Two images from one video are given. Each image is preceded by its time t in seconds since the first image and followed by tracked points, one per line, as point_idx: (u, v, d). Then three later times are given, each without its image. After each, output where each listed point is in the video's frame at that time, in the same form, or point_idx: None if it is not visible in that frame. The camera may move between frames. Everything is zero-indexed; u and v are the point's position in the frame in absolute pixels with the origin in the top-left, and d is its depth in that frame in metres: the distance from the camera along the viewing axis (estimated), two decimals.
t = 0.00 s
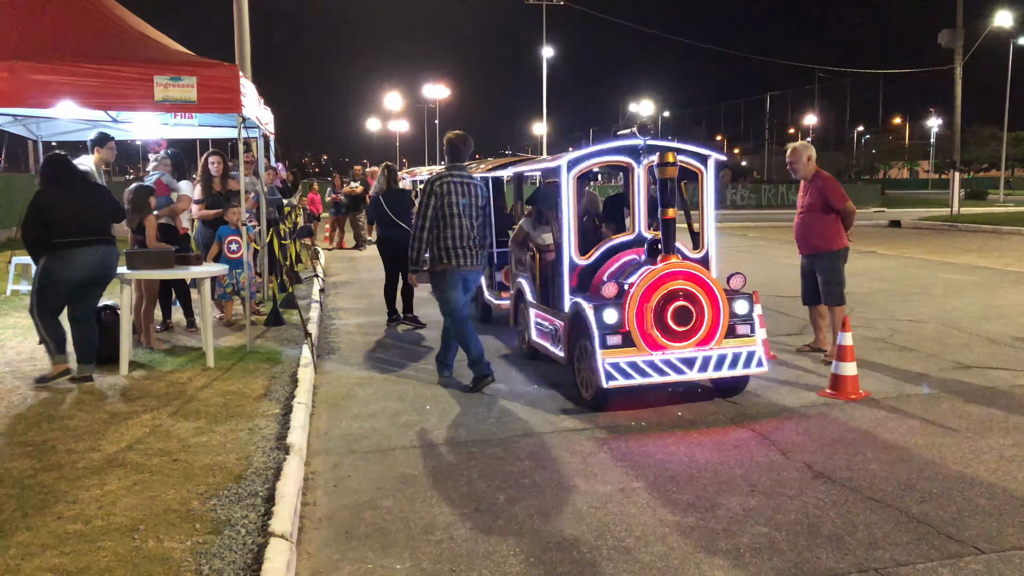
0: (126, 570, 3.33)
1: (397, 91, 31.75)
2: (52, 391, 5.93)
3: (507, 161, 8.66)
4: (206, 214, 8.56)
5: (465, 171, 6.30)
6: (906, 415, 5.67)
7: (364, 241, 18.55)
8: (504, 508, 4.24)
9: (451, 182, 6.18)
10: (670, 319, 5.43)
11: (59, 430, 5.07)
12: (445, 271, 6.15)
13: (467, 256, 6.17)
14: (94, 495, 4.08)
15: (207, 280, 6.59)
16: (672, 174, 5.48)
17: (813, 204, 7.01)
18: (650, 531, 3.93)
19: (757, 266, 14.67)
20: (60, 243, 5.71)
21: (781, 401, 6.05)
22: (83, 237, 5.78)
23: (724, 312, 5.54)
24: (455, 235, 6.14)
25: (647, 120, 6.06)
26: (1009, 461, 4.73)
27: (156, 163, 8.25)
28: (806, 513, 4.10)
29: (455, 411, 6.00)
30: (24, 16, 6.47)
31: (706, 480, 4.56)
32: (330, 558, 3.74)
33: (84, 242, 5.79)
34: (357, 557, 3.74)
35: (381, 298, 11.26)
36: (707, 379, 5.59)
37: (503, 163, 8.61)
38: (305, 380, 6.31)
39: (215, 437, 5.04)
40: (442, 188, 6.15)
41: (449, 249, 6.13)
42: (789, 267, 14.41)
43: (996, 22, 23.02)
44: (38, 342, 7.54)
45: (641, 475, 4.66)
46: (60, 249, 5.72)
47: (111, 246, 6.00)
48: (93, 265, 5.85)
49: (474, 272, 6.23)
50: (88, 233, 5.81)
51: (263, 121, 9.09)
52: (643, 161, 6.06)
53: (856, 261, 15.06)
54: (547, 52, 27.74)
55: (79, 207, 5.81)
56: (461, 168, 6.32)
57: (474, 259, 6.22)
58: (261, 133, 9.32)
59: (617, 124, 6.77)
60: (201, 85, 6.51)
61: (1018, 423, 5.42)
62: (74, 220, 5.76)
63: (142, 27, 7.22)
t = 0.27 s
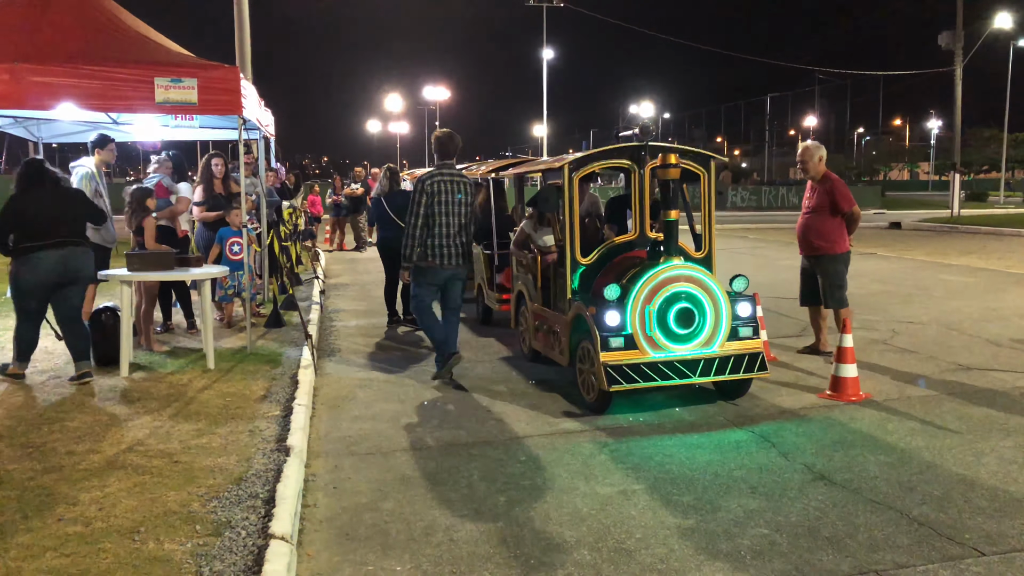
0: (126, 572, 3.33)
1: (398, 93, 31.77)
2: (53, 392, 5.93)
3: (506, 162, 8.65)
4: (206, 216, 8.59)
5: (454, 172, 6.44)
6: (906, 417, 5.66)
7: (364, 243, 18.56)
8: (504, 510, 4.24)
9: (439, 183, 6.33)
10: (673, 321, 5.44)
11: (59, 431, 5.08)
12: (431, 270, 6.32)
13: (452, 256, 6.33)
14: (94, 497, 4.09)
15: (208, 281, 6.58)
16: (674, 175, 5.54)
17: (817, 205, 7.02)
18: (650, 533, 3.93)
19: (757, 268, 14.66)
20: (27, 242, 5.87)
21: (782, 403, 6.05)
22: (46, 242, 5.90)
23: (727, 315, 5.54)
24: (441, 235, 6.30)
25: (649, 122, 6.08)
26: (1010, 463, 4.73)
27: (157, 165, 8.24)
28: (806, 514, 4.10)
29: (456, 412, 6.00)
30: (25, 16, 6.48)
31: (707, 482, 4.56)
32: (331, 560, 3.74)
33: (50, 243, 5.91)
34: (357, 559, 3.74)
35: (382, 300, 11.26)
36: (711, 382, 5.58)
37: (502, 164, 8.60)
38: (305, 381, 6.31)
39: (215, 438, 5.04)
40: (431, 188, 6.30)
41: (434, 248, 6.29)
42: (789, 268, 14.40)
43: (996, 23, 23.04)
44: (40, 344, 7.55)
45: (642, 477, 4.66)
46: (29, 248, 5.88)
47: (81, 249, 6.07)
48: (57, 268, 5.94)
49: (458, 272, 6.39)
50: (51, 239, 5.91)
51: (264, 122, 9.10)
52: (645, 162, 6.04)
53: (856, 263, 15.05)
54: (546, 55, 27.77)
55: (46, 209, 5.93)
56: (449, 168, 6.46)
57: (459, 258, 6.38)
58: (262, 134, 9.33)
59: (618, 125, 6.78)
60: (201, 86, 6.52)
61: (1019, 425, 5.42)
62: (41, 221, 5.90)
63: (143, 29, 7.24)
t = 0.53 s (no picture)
0: (128, 572, 3.33)
1: (399, 94, 31.80)
2: (55, 392, 5.95)
3: (509, 163, 8.64)
4: (208, 216, 8.62)
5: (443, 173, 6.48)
6: (908, 419, 5.66)
7: (365, 244, 18.57)
8: (505, 511, 4.24)
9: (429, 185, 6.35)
10: (677, 323, 5.43)
11: (61, 432, 5.08)
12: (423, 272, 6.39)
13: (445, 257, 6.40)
14: (96, 497, 4.09)
15: (210, 282, 6.59)
16: (679, 176, 5.48)
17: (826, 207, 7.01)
18: (652, 534, 3.94)
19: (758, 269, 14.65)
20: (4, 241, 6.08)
21: (784, 405, 6.04)
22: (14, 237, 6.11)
23: (732, 317, 5.53)
24: (432, 237, 6.35)
25: (653, 123, 6.07)
26: (1012, 465, 4.72)
27: (160, 166, 8.25)
28: (808, 516, 4.10)
29: (457, 413, 6.00)
30: (28, 18, 6.50)
31: (708, 483, 4.57)
32: (332, 561, 3.74)
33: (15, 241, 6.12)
34: (358, 560, 3.74)
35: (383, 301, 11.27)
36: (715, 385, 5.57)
37: (506, 165, 8.59)
38: (307, 382, 6.32)
39: (217, 438, 5.05)
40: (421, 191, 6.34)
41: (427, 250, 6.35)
42: (790, 270, 14.38)
43: (998, 25, 23.03)
44: (42, 344, 7.57)
45: (643, 479, 4.66)
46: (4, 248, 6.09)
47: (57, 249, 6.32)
48: (20, 266, 6.12)
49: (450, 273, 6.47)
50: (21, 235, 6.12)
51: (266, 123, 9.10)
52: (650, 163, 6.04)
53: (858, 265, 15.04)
54: (547, 57, 27.78)
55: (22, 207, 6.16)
56: (437, 170, 6.47)
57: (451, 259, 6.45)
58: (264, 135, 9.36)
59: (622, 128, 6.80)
60: (203, 88, 6.52)
61: (1020, 427, 5.42)
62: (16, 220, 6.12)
63: (146, 29, 7.24)
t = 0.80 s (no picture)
0: (129, 571, 3.34)
1: (402, 94, 31.81)
2: (57, 390, 5.97)
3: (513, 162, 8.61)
4: (211, 215, 8.62)
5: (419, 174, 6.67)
6: (910, 420, 5.66)
7: (367, 244, 18.57)
8: (507, 510, 4.24)
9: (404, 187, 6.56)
10: (683, 325, 5.42)
11: (63, 430, 5.08)
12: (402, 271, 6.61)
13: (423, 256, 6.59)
14: (98, 495, 4.10)
15: (212, 281, 6.60)
16: (685, 176, 5.50)
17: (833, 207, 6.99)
18: (653, 534, 3.94)
19: (760, 270, 14.63)
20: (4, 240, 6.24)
21: (786, 406, 6.04)
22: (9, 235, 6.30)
23: (738, 319, 5.53)
24: (408, 237, 6.56)
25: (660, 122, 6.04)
26: (1015, 467, 4.71)
27: (160, 166, 8.19)
28: (810, 517, 4.10)
29: (459, 413, 6.01)
30: (30, 17, 6.50)
31: (709, 484, 4.57)
32: (334, 560, 3.74)
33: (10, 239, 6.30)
34: (360, 559, 3.74)
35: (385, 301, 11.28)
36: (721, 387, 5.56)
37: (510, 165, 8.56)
38: (309, 381, 6.33)
39: (218, 437, 5.06)
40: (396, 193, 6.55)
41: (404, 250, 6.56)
42: (792, 271, 14.37)
43: (1001, 25, 22.99)
44: (44, 342, 7.59)
45: (645, 479, 4.65)
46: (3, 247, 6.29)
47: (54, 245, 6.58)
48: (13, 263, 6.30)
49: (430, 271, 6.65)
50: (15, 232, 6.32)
51: (269, 123, 9.10)
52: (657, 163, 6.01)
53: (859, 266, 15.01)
54: (550, 57, 27.77)
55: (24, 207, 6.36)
56: (413, 173, 6.65)
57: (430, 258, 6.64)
58: (267, 134, 9.38)
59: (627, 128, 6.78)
60: (206, 87, 6.53)
61: None
62: (17, 220, 6.32)
63: (148, 29, 7.25)
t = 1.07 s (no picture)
0: (129, 571, 3.34)
1: (403, 95, 31.84)
2: (58, 390, 5.98)
3: (515, 162, 8.61)
4: (212, 215, 8.61)
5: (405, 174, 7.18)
6: (911, 421, 5.65)
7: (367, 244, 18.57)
8: (507, 511, 4.24)
9: (391, 186, 7.09)
10: (690, 327, 5.42)
11: (63, 431, 5.08)
12: (386, 266, 7.10)
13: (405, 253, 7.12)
14: (98, 496, 4.10)
15: (213, 282, 6.59)
16: (693, 177, 5.50)
17: (835, 207, 6.98)
18: (653, 535, 3.93)
19: (760, 271, 14.61)
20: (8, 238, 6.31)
21: (787, 406, 6.04)
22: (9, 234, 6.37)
23: (746, 322, 5.53)
24: (393, 229, 7.08)
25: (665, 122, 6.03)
26: (1015, 468, 4.72)
27: (162, 166, 8.17)
28: (810, 518, 4.09)
29: (459, 413, 6.02)
30: (32, 17, 6.50)
31: (710, 484, 4.56)
32: (334, 560, 3.74)
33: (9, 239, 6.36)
34: (360, 560, 3.74)
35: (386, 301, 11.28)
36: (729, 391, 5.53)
37: (512, 166, 8.55)
38: (309, 382, 6.33)
39: (219, 437, 5.06)
40: (382, 190, 7.05)
41: (387, 245, 7.08)
42: (793, 272, 14.35)
43: (1001, 27, 22.99)
44: (44, 342, 7.59)
45: (645, 480, 4.65)
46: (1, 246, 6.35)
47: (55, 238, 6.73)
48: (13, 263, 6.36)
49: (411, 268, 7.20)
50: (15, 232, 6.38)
51: (269, 123, 9.11)
52: (662, 163, 6.01)
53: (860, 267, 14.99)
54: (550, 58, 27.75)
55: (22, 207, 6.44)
56: (399, 170, 7.18)
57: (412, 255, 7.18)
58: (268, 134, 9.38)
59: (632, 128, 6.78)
60: (208, 87, 6.53)
61: None
62: (16, 219, 6.39)
63: (150, 29, 7.25)
